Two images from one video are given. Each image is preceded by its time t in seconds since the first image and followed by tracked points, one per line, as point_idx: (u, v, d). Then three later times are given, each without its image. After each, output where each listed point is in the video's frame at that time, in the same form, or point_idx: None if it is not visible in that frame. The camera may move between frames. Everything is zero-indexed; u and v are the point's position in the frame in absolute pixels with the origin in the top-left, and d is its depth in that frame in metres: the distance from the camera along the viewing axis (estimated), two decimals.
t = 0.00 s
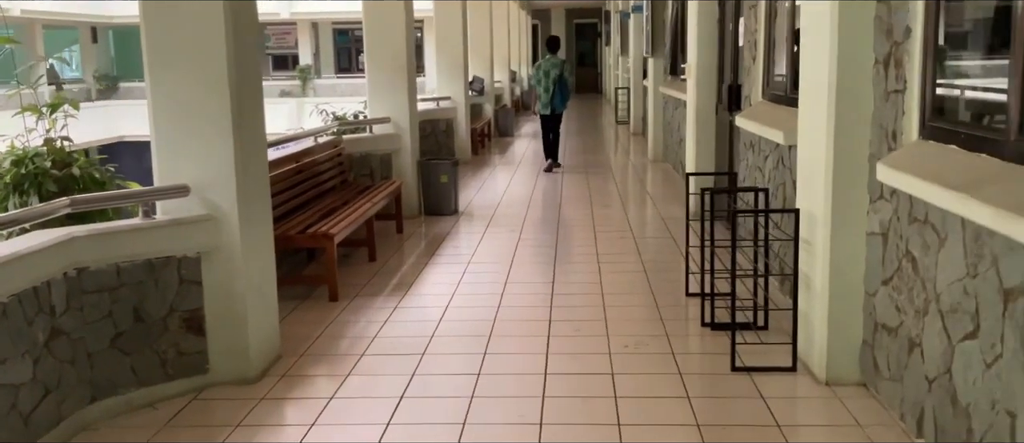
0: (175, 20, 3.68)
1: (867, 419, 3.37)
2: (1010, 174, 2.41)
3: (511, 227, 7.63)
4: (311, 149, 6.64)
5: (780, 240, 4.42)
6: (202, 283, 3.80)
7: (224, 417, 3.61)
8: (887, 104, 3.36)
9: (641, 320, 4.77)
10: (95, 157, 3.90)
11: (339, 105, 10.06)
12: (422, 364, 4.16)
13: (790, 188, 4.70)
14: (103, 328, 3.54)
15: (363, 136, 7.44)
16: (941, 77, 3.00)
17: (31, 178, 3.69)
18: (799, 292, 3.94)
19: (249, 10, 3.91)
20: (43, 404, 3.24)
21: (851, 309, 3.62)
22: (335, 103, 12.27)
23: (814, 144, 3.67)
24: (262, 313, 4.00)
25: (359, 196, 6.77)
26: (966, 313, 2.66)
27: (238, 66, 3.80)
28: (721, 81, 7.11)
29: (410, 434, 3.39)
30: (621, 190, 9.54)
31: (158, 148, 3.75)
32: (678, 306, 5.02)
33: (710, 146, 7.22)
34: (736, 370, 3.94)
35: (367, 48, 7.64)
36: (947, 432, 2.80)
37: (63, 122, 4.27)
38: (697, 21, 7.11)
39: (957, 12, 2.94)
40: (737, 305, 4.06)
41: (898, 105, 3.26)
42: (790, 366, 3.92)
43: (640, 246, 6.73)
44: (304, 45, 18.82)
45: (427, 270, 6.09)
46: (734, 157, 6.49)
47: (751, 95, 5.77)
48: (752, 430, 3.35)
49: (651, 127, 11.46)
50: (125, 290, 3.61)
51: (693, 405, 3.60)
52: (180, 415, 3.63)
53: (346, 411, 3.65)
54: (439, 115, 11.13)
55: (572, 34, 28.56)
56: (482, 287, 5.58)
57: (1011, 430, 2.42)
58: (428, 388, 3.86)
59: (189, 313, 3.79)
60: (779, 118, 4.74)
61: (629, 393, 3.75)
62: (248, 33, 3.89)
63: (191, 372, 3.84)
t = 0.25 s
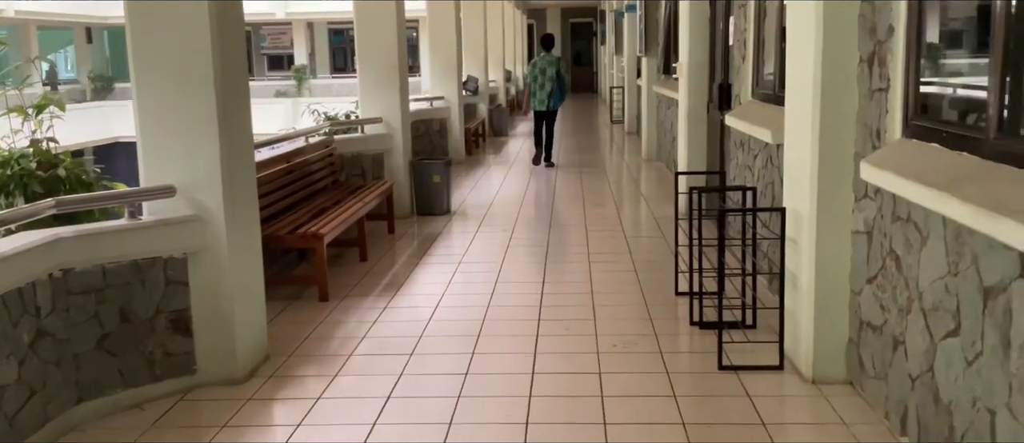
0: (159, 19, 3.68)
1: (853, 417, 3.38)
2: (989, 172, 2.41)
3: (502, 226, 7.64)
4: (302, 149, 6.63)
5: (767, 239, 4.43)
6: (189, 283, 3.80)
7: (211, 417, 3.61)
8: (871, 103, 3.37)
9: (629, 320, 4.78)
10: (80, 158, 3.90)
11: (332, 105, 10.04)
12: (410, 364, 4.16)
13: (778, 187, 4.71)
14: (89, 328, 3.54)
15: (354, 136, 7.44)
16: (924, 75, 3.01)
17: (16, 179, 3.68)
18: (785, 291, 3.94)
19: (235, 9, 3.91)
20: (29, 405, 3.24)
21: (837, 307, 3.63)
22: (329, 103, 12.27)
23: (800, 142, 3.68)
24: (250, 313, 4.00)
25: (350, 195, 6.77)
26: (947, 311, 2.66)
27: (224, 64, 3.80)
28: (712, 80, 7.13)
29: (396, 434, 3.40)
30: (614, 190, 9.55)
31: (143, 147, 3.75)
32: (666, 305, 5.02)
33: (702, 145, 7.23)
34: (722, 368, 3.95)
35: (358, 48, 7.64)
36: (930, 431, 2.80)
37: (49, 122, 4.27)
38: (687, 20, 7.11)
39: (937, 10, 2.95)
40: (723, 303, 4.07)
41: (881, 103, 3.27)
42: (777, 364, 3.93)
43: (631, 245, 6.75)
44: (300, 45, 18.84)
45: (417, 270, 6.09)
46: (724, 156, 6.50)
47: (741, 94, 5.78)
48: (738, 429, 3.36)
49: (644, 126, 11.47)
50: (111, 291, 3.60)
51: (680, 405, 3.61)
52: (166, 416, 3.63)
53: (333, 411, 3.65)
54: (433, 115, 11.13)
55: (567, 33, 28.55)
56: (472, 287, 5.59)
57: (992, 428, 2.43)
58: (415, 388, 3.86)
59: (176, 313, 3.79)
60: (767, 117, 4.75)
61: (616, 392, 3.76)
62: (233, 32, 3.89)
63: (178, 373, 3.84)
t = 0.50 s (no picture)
0: (142, 21, 3.68)
1: (836, 417, 3.39)
2: (965, 172, 2.42)
3: (492, 227, 7.64)
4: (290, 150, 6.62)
5: (752, 239, 4.44)
6: (173, 286, 3.79)
7: (195, 421, 3.60)
8: (852, 103, 3.38)
9: (616, 320, 4.79)
10: (64, 162, 3.90)
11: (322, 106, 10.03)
12: (396, 366, 4.17)
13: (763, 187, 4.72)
14: (72, 332, 3.53)
15: (344, 137, 7.44)
16: (903, 76, 3.02)
17: None
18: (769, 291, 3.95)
19: (218, 11, 3.91)
20: (11, 410, 3.23)
21: (820, 307, 3.64)
22: (320, 105, 12.26)
23: (783, 143, 3.69)
24: (235, 316, 4.00)
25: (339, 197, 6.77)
26: (926, 310, 2.67)
27: (207, 66, 3.80)
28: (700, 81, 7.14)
29: (380, 436, 3.40)
30: (604, 190, 9.56)
31: (126, 149, 3.74)
32: (653, 305, 5.04)
33: (690, 145, 7.24)
34: (707, 368, 3.96)
35: (346, 50, 7.64)
36: (910, 430, 2.81)
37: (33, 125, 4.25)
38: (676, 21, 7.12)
39: (916, 11, 2.96)
40: (708, 303, 4.08)
41: (862, 104, 3.28)
42: (761, 364, 3.95)
43: (620, 245, 6.76)
44: (293, 47, 18.82)
45: (406, 272, 6.09)
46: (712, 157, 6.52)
47: (727, 94, 5.79)
48: (721, 429, 3.37)
49: (635, 127, 11.49)
50: (95, 294, 3.59)
51: (664, 405, 3.62)
52: (150, 420, 3.62)
53: (317, 414, 3.65)
54: (423, 116, 11.12)
55: (560, 33, 28.57)
56: (460, 288, 5.59)
57: (969, 428, 2.43)
58: (400, 390, 3.86)
59: (160, 317, 3.78)
60: (752, 117, 4.76)
61: (601, 393, 3.77)
62: (216, 33, 3.89)
63: (162, 376, 3.83)
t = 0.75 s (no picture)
0: (123, 20, 3.65)
1: (820, 416, 3.38)
2: (946, 171, 2.42)
3: (481, 227, 7.63)
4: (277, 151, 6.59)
5: (738, 238, 4.44)
6: (156, 288, 3.77)
7: (179, 423, 3.58)
8: (836, 101, 3.37)
9: (603, 320, 4.78)
10: (45, 163, 3.87)
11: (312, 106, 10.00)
12: (381, 367, 4.15)
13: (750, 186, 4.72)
14: (54, 334, 3.50)
15: (332, 138, 7.41)
16: (885, 75, 3.02)
17: None
18: (754, 290, 3.95)
19: (201, 10, 3.89)
20: None
21: (805, 307, 3.63)
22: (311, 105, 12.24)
23: (767, 142, 3.68)
24: (218, 318, 3.98)
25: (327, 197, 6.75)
26: (908, 310, 2.66)
27: (189, 67, 3.78)
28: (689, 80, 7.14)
29: (364, 438, 3.38)
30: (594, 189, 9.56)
31: (107, 150, 3.72)
32: (641, 305, 5.03)
33: (679, 145, 7.24)
34: (693, 368, 3.95)
35: (334, 50, 7.61)
36: (894, 430, 2.80)
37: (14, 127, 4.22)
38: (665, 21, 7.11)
39: (898, 9, 2.95)
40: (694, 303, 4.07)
41: (845, 103, 3.28)
42: (747, 364, 3.94)
43: (609, 245, 6.76)
44: (284, 47, 18.78)
45: (394, 272, 6.07)
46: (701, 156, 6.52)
47: (715, 92, 5.79)
48: (706, 429, 3.36)
49: (626, 126, 11.48)
50: (77, 297, 3.57)
51: (649, 405, 3.61)
52: (133, 422, 3.60)
53: (302, 416, 3.63)
54: (413, 115, 11.11)
55: (552, 32, 28.55)
56: (447, 288, 5.57)
57: (951, 427, 2.42)
58: (385, 392, 3.84)
59: (143, 319, 3.76)
60: (739, 117, 4.76)
61: (586, 393, 3.76)
62: (198, 32, 3.87)
63: (145, 378, 3.81)
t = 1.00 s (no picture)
0: (102, 20, 3.63)
1: (803, 415, 3.38)
2: (923, 169, 2.41)
3: (469, 227, 7.62)
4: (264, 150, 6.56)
5: (723, 237, 4.44)
6: (137, 290, 3.75)
7: (161, 425, 3.56)
8: (817, 100, 3.37)
9: (588, 319, 4.77)
10: (25, 164, 3.85)
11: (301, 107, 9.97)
12: (365, 368, 4.13)
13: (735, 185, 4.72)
14: (34, 337, 3.48)
15: (320, 138, 7.39)
16: (865, 73, 3.02)
17: None
18: (738, 289, 3.95)
19: (181, 10, 3.87)
20: None
21: (788, 305, 3.63)
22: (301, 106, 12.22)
23: (750, 140, 3.68)
24: (200, 319, 3.96)
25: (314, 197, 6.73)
26: (887, 307, 2.66)
27: (169, 68, 3.76)
28: (677, 79, 7.14)
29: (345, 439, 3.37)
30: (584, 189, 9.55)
31: (87, 150, 3.70)
32: (626, 304, 5.03)
33: (667, 144, 7.24)
34: (677, 367, 3.95)
35: (321, 50, 7.59)
36: (874, 428, 2.80)
37: None
38: (653, 21, 7.11)
39: (877, 7, 2.95)
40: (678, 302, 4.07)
41: (826, 100, 3.28)
42: (731, 363, 3.94)
43: (596, 244, 6.76)
44: (274, 47, 18.73)
45: (381, 272, 6.05)
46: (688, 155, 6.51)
47: (701, 91, 5.79)
48: (688, 428, 3.35)
49: (616, 125, 11.48)
50: (57, 299, 3.54)
51: (633, 404, 3.60)
52: (114, 425, 3.58)
53: (284, 418, 3.61)
54: (402, 116, 11.09)
55: (543, 32, 28.54)
56: (434, 288, 5.56)
57: (929, 425, 2.41)
58: (368, 393, 3.82)
59: (124, 321, 3.74)
60: (724, 115, 4.76)
61: (570, 393, 3.75)
62: (179, 33, 3.85)
63: (127, 380, 3.79)
